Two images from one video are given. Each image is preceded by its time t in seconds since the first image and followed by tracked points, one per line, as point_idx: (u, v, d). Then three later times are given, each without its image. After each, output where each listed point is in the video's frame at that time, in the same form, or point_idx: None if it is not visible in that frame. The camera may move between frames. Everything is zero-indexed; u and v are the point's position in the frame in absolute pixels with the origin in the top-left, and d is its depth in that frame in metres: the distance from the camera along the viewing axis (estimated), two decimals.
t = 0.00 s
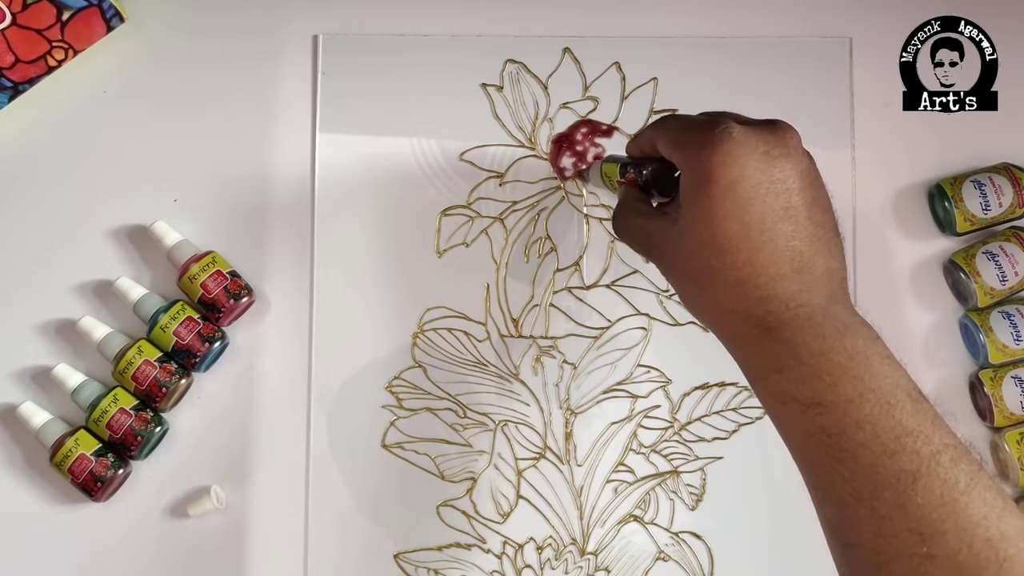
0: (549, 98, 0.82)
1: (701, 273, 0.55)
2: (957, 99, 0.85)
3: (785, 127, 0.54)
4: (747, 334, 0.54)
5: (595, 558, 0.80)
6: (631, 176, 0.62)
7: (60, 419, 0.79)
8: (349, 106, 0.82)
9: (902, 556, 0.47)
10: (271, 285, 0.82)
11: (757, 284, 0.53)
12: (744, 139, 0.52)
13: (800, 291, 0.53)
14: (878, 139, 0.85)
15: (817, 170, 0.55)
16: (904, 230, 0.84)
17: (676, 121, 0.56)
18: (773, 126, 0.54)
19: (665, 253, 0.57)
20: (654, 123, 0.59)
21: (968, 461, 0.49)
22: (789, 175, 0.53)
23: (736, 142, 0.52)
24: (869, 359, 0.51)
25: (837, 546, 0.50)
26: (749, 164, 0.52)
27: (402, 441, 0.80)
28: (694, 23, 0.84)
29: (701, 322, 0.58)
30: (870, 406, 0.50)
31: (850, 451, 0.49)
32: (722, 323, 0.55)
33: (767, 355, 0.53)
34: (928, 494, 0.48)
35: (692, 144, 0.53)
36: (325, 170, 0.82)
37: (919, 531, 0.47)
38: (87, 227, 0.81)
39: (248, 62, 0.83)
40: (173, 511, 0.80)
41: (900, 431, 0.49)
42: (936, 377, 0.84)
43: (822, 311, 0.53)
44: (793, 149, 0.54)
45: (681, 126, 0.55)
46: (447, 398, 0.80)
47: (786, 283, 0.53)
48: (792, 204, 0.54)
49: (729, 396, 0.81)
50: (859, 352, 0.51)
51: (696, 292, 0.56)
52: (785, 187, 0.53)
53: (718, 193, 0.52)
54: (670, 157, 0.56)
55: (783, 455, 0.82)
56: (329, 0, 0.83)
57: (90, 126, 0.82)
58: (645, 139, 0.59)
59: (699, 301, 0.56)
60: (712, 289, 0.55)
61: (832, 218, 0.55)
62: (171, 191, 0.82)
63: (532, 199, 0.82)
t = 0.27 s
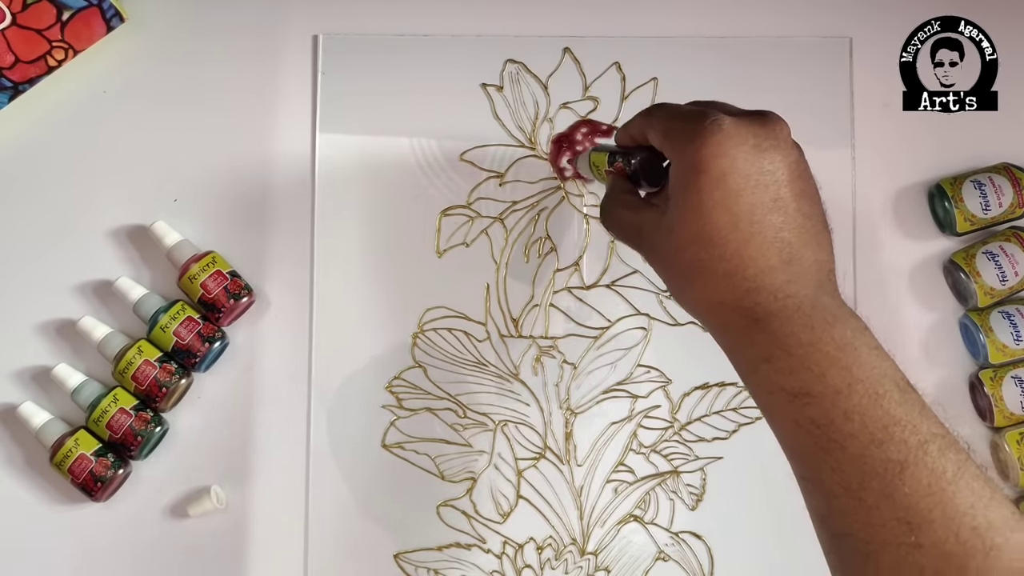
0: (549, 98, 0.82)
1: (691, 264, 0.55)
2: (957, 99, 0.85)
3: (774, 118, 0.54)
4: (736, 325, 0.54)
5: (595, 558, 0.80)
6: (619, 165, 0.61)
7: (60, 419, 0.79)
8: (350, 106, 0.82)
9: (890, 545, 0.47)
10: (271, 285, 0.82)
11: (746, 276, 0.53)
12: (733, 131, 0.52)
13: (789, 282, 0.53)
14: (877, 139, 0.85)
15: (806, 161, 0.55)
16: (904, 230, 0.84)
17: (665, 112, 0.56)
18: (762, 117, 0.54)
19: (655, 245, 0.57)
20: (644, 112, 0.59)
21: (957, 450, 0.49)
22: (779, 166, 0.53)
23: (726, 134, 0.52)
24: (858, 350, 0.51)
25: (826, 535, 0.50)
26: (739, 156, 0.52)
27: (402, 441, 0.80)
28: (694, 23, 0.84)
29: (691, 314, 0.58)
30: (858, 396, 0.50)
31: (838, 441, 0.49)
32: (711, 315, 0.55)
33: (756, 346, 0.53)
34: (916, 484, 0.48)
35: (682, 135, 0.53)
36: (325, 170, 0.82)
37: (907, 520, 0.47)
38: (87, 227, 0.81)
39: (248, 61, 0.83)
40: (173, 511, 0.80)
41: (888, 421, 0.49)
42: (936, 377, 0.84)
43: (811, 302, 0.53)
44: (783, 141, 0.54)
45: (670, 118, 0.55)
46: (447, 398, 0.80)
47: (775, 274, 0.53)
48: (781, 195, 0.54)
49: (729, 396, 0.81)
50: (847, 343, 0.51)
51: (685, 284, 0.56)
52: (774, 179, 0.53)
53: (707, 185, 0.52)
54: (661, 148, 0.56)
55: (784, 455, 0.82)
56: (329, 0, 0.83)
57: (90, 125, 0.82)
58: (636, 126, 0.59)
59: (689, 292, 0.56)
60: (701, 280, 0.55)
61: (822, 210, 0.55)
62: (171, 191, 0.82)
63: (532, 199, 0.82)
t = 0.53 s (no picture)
0: (550, 98, 0.82)
1: (686, 262, 0.55)
2: (957, 99, 0.85)
3: (768, 117, 0.55)
4: (730, 323, 0.54)
5: (595, 558, 0.80)
6: (618, 168, 0.62)
7: (60, 419, 0.79)
8: (349, 106, 0.82)
9: (886, 543, 0.47)
10: (271, 285, 0.82)
11: (741, 275, 0.54)
12: (727, 131, 0.53)
13: (784, 281, 0.54)
14: (877, 139, 0.85)
15: (799, 160, 0.56)
16: (904, 230, 0.84)
17: (659, 113, 0.57)
18: (756, 116, 0.55)
19: (650, 243, 0.57)
20: (639, 115, 0.59)
21: (951, 447, 0.49)
22: (773, 165, 0.54)
23: (720, 133, 0.52)
24: (853, 348, 0.51)
25: (822, 534, 0.49)
26: (732, 155, 0.53)
27: (402, 441, 0.80)
28: (695, 23, 0.84)
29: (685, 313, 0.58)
30: (853, 393, 0.50)
31: (833, 439, 0.49)
32: (706, 314, 0.55)
33: (750, 344, 0.53)
34: (911, 481, 0.48)
35: (676, 135, 0.54)
36: (325, 170, 0.82)
37: (903, 517, 0.47)
38: (87, 227, 0.81)
39: (248, 61, 0.83)
40: (173, 511, 0.80)
41: (883, 418, 0.49)
42: (936, 377, 0.84)
43: (806, 300, 0.53)
44: (777, 140, 0.54)
45: (664, 119, 0.56)
46: (447, 398, 0.80)
47: (769, 272, 0.53)
48: (775, 194, 0.54)
49: (729, 396, 0.81)
50: (842, 340, 0.51)
51: (680, 282, 0.56)
52: (768, 177, 0.54)
53: (702, 184, 0.52)
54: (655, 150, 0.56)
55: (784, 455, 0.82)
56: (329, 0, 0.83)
57: (90, 125, 0.82)
58: (631, 131, 0.59)
59: (684, 290, 0.56)
60: (696, 278, 0.55)
61: (816, 210, 0.56)
62: (171, 191, 0.82)
63: (532, 200, 0.82)
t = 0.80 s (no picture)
0: (549, 98, 0.82)
1: (684, 264, 0.55)
2: (957, 99, 0.85)
3: (765, 116, 0.54)
4: (729, 325, 0.54)
5: (595, 558, 0.80)
6: (618, 168, 0.62)
7: (60, 419, 0.79)
8: (350, 106, 0.82)
9: (885, 544, 0.47)
10: (271, 285, 0.82)
11: (738, 276, 0.53)
12: (722, 131, 0.52)
13: (782, 281, 0.53)
14: (877, 139, 0.85)
15: (798, 158, 0.55)
16: (904, 230, 0.84)
17: (654, 114, 0.56)
18: (752, 116, 0.54)
19: (648, 245, 0.57)
20: (637, 115, 0.59)
21: (951, 447, 0.49)
22: (770, 165, 0.53)
23: (715, 133, 0.51)
24: (852, 348, 0.51)
25: (821, 534, 0.50)
26: (728, 155, 0.52)
27: (402, 441, 0.80)
28: (695, 23, 0.84)
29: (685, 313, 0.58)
30: (851, 394, 0.50)
31: (832, 440, 0.49)
32: (705, 316, 0.55)
33: (749, 345, 0.53)
34: (910, 482, 0.48)
35: (671, 136, 0.53)
36: (325, 170, 0.82)
37: (901, 518, 0.47)
38: (87, 227, 0.81)
39: (248, 62, 0.83)
40: (173, 511, 0.80)
41: (881, 419, 0.49)
42: (936, 377, 0.84)
43: (805, 300, 0.53)
44: (774, 139, 0.53)
45: (659, 120, 0.55)
46: (447, 398, 0.80)
47: (767, 273, 0.53)
48: (773, 193, 0.53)
49: (729, 396, 0.81)
50: (840, 341, 0.51)
51: (679, 283, 0.56)
52: (765, 177, 0.53)
53: (698, 185, 0.52)
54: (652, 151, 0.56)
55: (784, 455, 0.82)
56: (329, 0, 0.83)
57: (90, 125, 0.82)
58: (629, 132, 0.59)
59: (682, 291, 0.56)
60: (695, 280, 0.55)
61: (814, 208, 0.55)
62: (171, 191, 0.82)
63: (532, 200, 0.82)
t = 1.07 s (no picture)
0: (549, 98, 0.82)
1: (684, 261, 0.55)
2: (957, 99, 0.85)
3: (764, 112, 0.54)
4: (729, 321, 0.54)
5: (595, 558, 0.80)
6: (617, 165, 0.62)
7: (60, 419, 0.79)
8: (350, 106, 0.82)
9: (887, 539, 0.47)
10: (271, 285, 0.82)
11: (738, 272, 0.54)
12: (721, 127, 0.52)
13: (781, 277, 0.53)
14: (877, 139, 0.85)
15: (797, 154, 0.55)
16: (904, 230, 0.84)
17: (653, 111, 0.56)
18: (751, 112, 0.54)
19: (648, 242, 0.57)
20: (636, 112, 0.59)
21: (952, 441, 0.49)
22: (769, 160, 0.53)
23: (714, 130, 0.52)
24: (851, 344, 0.51)
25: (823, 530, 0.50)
26: (728, 151, 0.52)
27: (402, 441, 0.80)
28: (695, 23, 0.84)
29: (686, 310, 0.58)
30: (851, 389, 0.50)
31: (832, 435, 0.49)
32: (705, 312, 0.56)
33: (749, 341, 0.53)
34: (910, 476, 0.48)
35: (671, 132, 0.53)
36: (325, 170, 0.82)
37: (902, 513, 0.47)
38: (87, 227, 0.81)
39: (248, 62, 0.83)
40: (173, 511, 0.80)
41: (882, 414, 0.49)
42: (936, 377, 0.84)
43: (804, 296, 0.53)
44: (773, 134, 0.53)
45: (658, 117, 0.55)
46: (447, 398, 0.80)
47: (766, 269, 0.53)
48: (772, 189, 0.54)
49: (729, 396, 0.81)
50: (840, 337, 0.51)
51: (679, 280, 0.56)
52: (765, 173, 0.53)
53: (697, 181, 0.52)
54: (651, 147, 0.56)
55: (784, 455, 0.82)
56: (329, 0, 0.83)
57: (90, 125, 0.82)
58: (629, 128, 0.59)
59: (683, 288, 0.56)
60: (695, 277, 0.55)
61: (814, 204, 0.56)
62: (171, 191, 0.82)
63: (532, 200, 0.82)
